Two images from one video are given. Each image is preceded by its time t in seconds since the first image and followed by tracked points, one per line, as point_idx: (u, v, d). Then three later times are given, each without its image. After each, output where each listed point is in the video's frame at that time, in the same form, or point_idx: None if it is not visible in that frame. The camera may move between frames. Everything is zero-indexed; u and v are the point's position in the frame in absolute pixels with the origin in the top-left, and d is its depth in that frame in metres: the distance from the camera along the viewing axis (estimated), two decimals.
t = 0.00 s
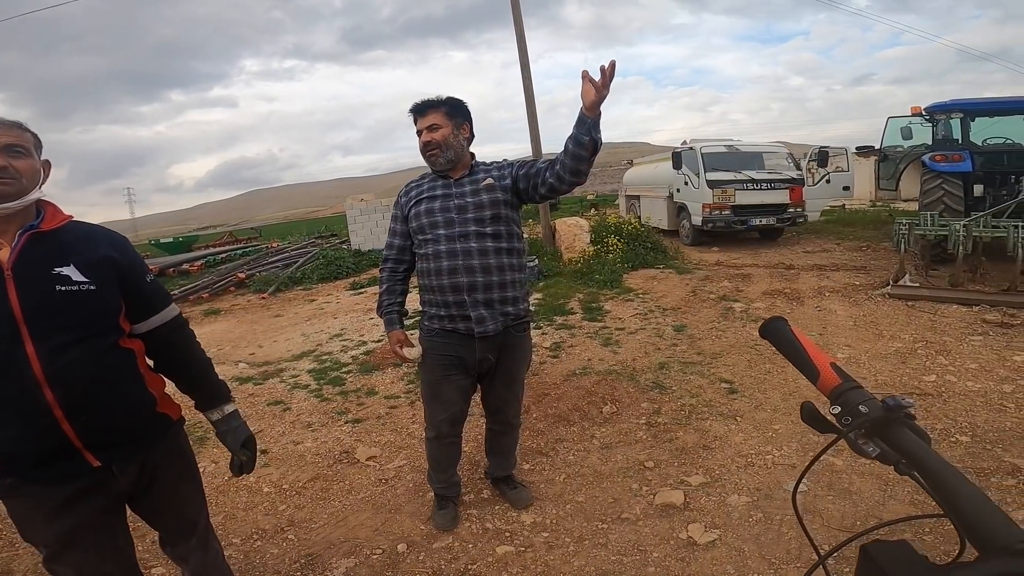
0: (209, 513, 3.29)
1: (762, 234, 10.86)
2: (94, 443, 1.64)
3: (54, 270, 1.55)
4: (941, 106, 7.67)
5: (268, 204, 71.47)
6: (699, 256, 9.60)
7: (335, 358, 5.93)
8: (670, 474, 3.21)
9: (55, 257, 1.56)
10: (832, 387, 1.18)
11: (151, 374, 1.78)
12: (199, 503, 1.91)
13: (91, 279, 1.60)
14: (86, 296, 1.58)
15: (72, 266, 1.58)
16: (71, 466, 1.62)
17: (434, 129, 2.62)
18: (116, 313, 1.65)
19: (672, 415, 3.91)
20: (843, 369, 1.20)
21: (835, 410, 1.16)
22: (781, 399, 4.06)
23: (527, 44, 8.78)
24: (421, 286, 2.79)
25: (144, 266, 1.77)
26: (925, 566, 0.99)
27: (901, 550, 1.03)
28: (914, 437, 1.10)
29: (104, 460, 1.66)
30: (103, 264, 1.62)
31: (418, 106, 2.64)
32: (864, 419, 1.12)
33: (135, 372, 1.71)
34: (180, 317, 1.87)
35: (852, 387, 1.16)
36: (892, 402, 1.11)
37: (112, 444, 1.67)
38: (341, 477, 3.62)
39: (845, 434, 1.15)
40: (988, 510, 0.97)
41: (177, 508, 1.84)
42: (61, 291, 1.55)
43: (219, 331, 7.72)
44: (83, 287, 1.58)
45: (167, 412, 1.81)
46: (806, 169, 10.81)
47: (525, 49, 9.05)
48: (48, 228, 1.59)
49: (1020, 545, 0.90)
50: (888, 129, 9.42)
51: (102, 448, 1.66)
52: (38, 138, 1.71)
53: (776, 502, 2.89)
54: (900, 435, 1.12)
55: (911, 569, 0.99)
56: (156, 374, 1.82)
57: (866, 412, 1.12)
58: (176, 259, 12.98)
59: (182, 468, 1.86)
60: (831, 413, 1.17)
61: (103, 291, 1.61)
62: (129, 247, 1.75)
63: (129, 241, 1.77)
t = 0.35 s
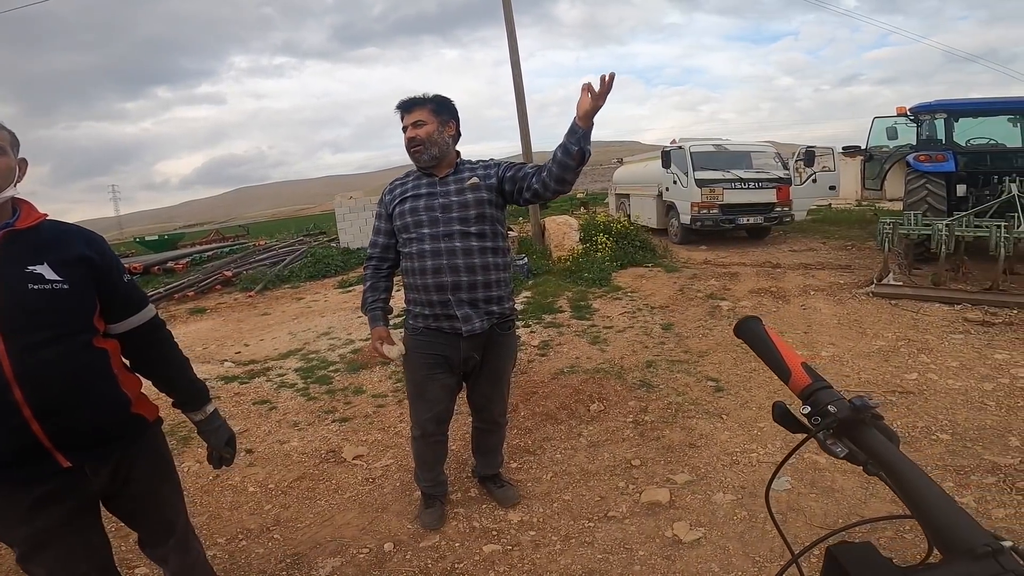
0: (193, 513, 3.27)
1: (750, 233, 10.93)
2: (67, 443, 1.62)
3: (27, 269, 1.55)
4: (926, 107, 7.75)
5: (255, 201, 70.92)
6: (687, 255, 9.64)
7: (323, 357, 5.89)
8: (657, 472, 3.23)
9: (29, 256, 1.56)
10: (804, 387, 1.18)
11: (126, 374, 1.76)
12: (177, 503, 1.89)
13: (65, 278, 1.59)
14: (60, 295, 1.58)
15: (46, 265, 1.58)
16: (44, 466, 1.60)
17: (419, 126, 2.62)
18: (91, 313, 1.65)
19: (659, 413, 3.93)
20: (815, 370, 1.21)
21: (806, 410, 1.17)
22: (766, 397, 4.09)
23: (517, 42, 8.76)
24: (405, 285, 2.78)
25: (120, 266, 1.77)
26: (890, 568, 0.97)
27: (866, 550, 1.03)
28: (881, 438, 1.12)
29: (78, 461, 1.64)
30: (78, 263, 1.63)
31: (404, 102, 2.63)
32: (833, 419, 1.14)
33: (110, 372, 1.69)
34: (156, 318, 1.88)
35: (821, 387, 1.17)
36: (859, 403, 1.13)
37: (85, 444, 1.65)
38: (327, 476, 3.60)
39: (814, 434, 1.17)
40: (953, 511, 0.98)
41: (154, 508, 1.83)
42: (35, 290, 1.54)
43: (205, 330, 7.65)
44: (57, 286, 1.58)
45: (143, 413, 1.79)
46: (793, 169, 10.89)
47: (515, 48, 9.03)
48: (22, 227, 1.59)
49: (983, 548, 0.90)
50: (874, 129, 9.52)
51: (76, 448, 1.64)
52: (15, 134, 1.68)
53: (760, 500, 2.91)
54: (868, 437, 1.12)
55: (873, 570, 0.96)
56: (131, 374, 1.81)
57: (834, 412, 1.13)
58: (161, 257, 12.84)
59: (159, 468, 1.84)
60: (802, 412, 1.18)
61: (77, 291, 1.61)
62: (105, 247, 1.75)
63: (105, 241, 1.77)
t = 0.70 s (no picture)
0: (184, 512, 3.25)
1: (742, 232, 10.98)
2: (54, 442, 1.61)
3: (13, 268, 1.54)
4: (916, 107, 7.82)
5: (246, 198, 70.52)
6: (679, 253, 9.67)
7: (315, 356, 5.87)
8: (649, 470, 3.24)
9: (15, 255, 1.55)
10: (792, 385, 1.20)
11: (112, 372, 1.76)
12: (165, 501, 1.88)
13: (51, 278, 1.59)
14: (45, 295, 1.57)
15: (31, 264, 1.56)
16: (29, 465, 1.59)
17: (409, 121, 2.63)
18: (77, 311, 1.65)
19: (651, 411, 3.95)
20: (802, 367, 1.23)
21: (795, 407, 1.19)
22: (757, 395, 4.12)
23: (511, 39, 8.75)
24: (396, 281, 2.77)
25: (106, 265, 1.77)
26: (879, 566, 0.98)
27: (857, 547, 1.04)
28: (870, 436, 1.13)
29: (64, 459, 1.63)
30: (64, 262, 1.62)
31: (400, 99, 2.66)
32: (821, 416, 1.15)
33: (96, 371, 1.69)
34: (140, 317, 1.88)
35: (810, 384, 1.19)
36: (847, 400, 1.14)
37: (73, 443, 1.64)
38: (319, 475, 3.60)
39: (803, 431, 1.17)
40: (939, 508, 0.99)
41: (143, 507, 1.82)
42: (20, 290, 1.54)
43: (195, 328, 7.61)
44: (42, 286, 1.57)
45: (130, 411, 1.78)
46: (784, 168, 10.95)
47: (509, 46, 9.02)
48: (7, 226, 1.57)
49: (970, 545, 0.91)
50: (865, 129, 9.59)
51: (62, 447, 1.63)
52: None
53: (751, 498, 2.93)
54: (855, 433, 1.14)
55: (864, 568, 0.97)
56: (117, 373, 1.81)
57: (823, 409, 1.14)
58: (152, 255, 12.74)
59: (146, 467, 1.83)
60: (791, 409, 1.19)
61: (63, 290, 1.61)
62: (90, 246, 1.74)
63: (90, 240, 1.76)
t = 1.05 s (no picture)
0: (173, 513, 3.21)
1: (733, 230, 11.02)
2: (32, 442, 1.58)
3: None
4: (905, 106, 7.84)
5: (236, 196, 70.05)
6: (671, 251, 9.69)
7: (306, 354, 5.83)
8: (642, 468, 3.24)
9: None
10: (790, 382, 1.19)
11: (94, 372, 1.72)
12: (152, 502, 1.85)
13: (27, 277, 1.55)
14: (21, 293, 1.53)
15: (7, 262, 1.52)
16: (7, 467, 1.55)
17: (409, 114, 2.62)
18: (53, 309, 1.60)
19: (644, 408, 3.95)
20: (801, 363, 1.22)
21: (793, 404, 1.18)
22: (748, 392, 4.13)
23: (503, 36, 8.70)
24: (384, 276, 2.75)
25: (88, 263, 1.73)
26: (878, 566, 0.97)
27: (855, 545, 1.02)
28: (869, 433, 1.12)
29: (44, 461, 1.60)
30: (42, 260, 1.58)
31: (406, 91, 2.66)
32: (820, 413, 1.14)
33: (76, 371, 1.65)
34: (126, 315, 1.84)
35: (808, 381, 1.18)
36: (846, 397, 1.13)
37: (54, 444, 1.62)
38: (310, 474, 3.57)
39: (801, 428, 1.17)
40: (939, 505, 0.99)
41: (128, 507, 1.79)
42: None
43: (184, 327, 7.54)
44: (18, 285, 1.53)
45: (114, 412, 1.75)
46: (775, 167, 10.99)
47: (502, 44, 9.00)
48: None
49: (974, 545, 0.91)
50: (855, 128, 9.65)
51: (40, 448, 1.60)
52: None
53: (743, 495, 2.93)
54: (855, 430, 1.13)
55: (862, 568, 0.97)
56: (101, 371, 1.78)
57: (821, 406, 1.14)
58: (140, 253, 12.62)
59: (130, 468, 1.80)
60: (790, 407, 1.19)
61: (39, 288, 1.57)
62: (70, 242, 1.70)
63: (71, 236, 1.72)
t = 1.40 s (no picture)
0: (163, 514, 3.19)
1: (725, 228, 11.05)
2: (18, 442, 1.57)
3: None
4: (896, 106, 7.82)
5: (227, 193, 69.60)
6: (663, 249, 9.71)
7: (298, 353, 5.81)
8: (635, 466, 3.25)
9: None
10: (783, 380, 1.20)
11: (81, 371, 1.72)
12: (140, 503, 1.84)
13: (15, 274, 1.55)
14: (7, 291, 1.53)
15: None
16: None
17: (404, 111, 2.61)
18: (40, 308, 1.60)
19: (637, 406, 3.96)
20: (794, 362, 1.23)
21: (787, 403, 1.19)
22: (741, 390, 4.15)
23: (496, 32, 8.66)
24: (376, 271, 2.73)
25: (74, 262, 1.73)
26: (874, 564, 0.98)
27: (850, 545, 1.03)
28: (862, 432, 1.13)
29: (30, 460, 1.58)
30: (28, 258, 1.59)
31: (403, 87, 2.65)
32: (813, 411, 1.15)
33: (63, 370, 1.65)
34: (112, 315, 1.84)
35: (802, 379, 1.19)
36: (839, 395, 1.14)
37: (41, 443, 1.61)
38: (303, 474, 3.55)
39: (795, 428, 1.18)
40: (931, 503, 0.99)
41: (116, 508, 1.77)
42: None
43: (175, 325, 7.49)
44: (5, 282, 1.53)
45: (102, 412, 1.74)
46: (767, 165, 11.04)
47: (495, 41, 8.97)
48: None
49: (969, 544, 0.91)
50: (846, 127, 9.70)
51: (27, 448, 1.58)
52: None
53: (735, 493, 2.95)
54: (848, 428, 1.14)
55: (860, 567, 0.97)
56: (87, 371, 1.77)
57: (815, 405, 1.15)
58: (129, 251, 12.51)
59: (120, 469, 1.78)
60: (784, 406, 1.20)
61: (26, 286, 1.57)
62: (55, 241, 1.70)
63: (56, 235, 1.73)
